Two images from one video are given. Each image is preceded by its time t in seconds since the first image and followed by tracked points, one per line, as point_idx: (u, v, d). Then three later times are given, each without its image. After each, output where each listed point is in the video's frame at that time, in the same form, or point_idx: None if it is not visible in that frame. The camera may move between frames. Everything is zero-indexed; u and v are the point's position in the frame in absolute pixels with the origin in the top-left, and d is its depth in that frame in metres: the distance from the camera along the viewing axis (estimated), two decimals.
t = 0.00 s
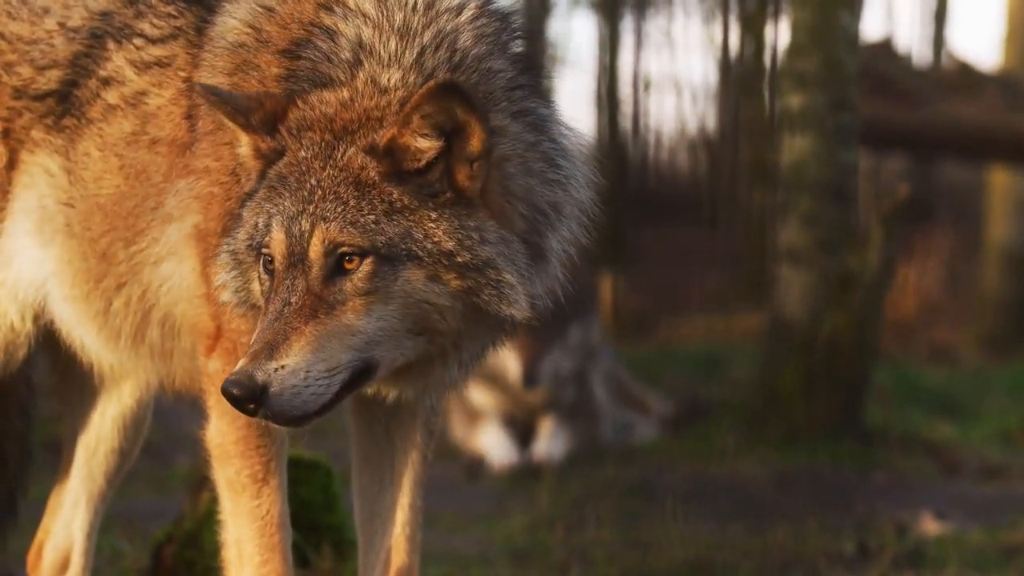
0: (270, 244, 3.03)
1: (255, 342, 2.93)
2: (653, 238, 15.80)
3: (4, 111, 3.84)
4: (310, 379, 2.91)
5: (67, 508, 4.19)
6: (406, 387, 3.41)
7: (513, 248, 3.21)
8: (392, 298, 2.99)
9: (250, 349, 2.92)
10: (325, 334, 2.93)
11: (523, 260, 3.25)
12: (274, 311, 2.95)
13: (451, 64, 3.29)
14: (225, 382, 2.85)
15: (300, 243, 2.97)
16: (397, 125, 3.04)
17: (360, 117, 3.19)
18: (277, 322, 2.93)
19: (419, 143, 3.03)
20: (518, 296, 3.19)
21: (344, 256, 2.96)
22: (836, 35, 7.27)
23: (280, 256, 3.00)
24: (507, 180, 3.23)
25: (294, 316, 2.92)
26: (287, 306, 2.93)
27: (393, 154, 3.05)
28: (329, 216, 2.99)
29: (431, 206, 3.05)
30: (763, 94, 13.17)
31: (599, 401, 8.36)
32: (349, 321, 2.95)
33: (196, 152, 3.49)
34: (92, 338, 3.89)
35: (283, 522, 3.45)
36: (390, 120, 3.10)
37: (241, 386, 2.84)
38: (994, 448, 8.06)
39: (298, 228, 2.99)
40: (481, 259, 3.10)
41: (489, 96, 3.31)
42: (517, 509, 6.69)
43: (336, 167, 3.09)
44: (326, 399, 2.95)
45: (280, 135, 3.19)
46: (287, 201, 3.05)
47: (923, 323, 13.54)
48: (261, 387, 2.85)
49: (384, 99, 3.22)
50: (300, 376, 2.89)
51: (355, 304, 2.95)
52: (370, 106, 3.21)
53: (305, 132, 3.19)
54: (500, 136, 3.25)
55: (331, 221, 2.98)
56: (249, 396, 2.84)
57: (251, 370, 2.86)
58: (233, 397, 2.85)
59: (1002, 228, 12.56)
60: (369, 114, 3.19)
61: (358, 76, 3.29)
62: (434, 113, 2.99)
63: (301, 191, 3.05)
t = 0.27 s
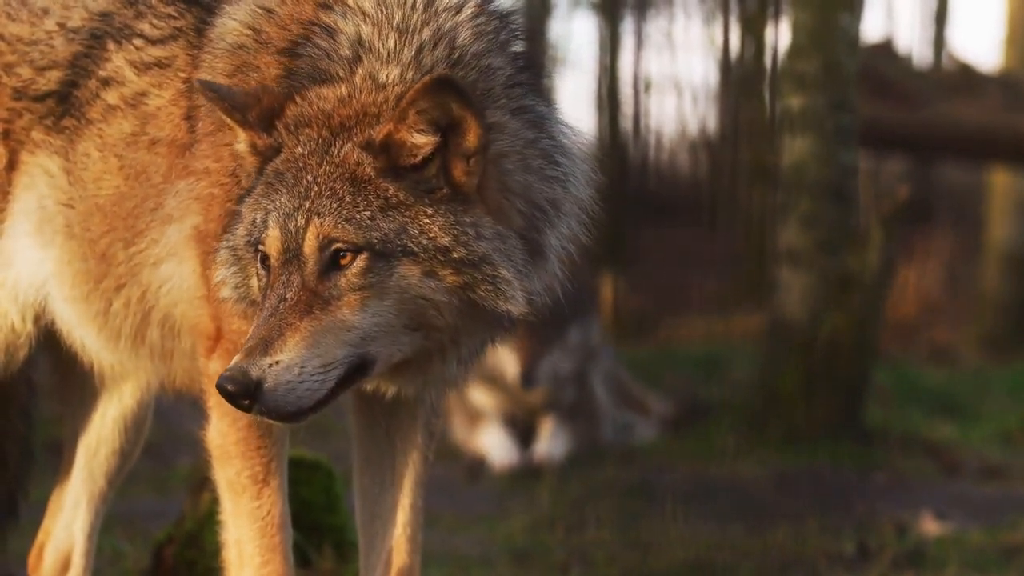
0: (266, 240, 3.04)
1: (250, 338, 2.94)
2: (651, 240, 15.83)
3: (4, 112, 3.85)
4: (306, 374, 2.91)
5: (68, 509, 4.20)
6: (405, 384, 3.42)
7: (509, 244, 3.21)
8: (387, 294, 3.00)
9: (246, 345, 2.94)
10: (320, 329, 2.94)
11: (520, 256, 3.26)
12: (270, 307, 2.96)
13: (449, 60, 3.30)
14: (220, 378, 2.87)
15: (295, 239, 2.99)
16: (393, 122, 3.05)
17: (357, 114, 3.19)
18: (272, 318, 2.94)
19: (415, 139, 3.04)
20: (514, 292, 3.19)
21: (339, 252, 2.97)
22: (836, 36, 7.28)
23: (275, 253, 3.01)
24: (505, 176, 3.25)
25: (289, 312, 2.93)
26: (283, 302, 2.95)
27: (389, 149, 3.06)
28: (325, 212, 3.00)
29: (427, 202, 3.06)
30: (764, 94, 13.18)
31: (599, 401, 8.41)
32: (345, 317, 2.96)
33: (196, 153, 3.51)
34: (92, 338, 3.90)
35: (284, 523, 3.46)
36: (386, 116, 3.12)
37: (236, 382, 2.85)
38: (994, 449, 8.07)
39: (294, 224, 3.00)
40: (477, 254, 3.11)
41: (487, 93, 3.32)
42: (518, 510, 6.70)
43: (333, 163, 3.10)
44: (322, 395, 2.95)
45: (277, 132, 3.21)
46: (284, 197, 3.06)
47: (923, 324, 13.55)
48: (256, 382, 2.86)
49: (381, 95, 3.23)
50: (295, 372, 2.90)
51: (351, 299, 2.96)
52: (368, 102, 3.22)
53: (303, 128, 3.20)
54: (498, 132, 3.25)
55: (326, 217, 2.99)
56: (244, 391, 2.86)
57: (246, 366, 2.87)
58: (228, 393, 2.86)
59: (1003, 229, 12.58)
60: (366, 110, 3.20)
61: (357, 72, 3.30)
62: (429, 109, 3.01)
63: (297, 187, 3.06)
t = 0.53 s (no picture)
0: (260, 234, 3.05)
1: (243, 331, 2.96)
2: (657, 238, 15.00)
3: (4, 110, 3.85)
4: (297, 367, 2.93)
5: (69, 507, 4.20)
6: (401, 376, 3.42)
7: (504, 237, 3.21)
8: (379, 286, 3.00)
9: (238, 338, 2.96)
10: (312, 322, 2.95)
11: (515, 249, 3.25)
12: (263, 300, 2.98)
13: (446, 53, 3.28)
14: (212, 371, 2.89)
15: (288, 232, 2.99)
16: (386, 113, 3.02)
17: (352, 106, 3.17)
18: (265, 312, 2.95)
19: (407, 131, 3.02)
20: (509, 284, 3.18)
21: (331, 245, 2.97)
22: (837, 34, 7.28)
23: (269, 246, 3.02)
24: (502, 169, 3.25)
25: (281, 306, 2.95)
26: (276, 296, 2.97)
27: (382, 142, 3.04)
28: (317, 205, 2.99)
29: (420, 194, 3.06)
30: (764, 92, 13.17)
31: (600, 400, 8.54)
32: (337, 310, 2.97)
33: (196, 151, 3.49)
34: (92, 335, 3.90)
35: (284, 520, 3.45)
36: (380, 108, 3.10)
37: (227, 376, 2.88)
38: (997, 447, 8.06)
39: (287, 217, 3.00)
40: (471, 247, 3.11)
41: (484, 85, 3.32)
42: (519, 508, 6.69)
43: (327, 156, 3.09)
44: (313, 387, 2.98)
45: (273, 126, 3.18)
46: (279, 190, 3.06)
47: (925, 323, 13.54)
48: (247, 376, 2.88)
49: (377, 87, 3.20)
50: (286, 365, 2.91)
51: (343, 292, 2.97)
52: (363, 95, 3.19)
53: (299, 121, 3.18)
54: (495, 125, 3.26)
55: (318, 209, 2.98)
56: (235, 385, 2.88)
57: (237, 359, 2.89)
58: (220, 387, 2.87)
59: (1004, 227, 12.57)
60: (362, 102, 3.17)
61: (355, 66, 3.28)
62: (422, 101, 2.99)
63: (292, 180, 3.06)
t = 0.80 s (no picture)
0: (253, 229, 3.07)
1: (234, 326, 2.98)
2: (657, 238, 15.48)
3: (5, 110, 3.86)
4: (285, 363, 2.94)
5: (70, 507, 4.21)
6: (399, 371, 3.42)
7: (495, 232, 3.20)
8: (369, 281, 3.00)
9: (229, 333, 2.98)
10: (300, 318, 2.96)
11: (507, 243, 3.24)
12: (254, 296, 3.00)
13: (442, 47, 3.29)
14: (201, 368, 2.91)
15: (278, 227, 3.01)
16: (375, 108, 3.03)
17: (345, 100, 3.16)
18: (255, 308, 2.97)
19: (397, 125, 3.01)
20: (500, 278, 3.17)
21: (320, 239, 2.98)
22: (837, 34, 7.28)
23: (260, 242, 3.04)
24: (497, 163, 3.24)
25: (271, 301, 2.96)
26: (265, 292, 2.98)
27: (372, 136, 3.03)
28: (307, 200, 3.00)
29: (410, 188, 3.05)
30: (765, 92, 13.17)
31: (600, 400, 8.57)
32: (326, 305, 2.98)
33: (197, 152, 3.49)
34: (93, 336, 3.91)
35: (285, 521, 3.45)
36: (370, 102, 3.09)
37: (215, 372, 2.90)
38: (997, 447, 8.07)
39: (278, 213, 3.02)
40: (461, 241, 3.09)
41: (482, 79, 3.31)
42: (519, 508, 6.69)
43: (318, 151, 3.09)
44: (303, 383, 2.99)
45: (267, 120, 3.20)
46: (271, 184, 3.08)
47: (925, 323, 13.54)
48: (235, 372, 2.90)
49: (372, 80, 3.20)
50: (274, 361, 2.93)
51: (333, 288, 2.97)
52: (356, 88, 3.19)
53: (294, 115, 3.19)
54: (490, 119, 3.25)
55: (308, 205, 2.99)
56: (224, 381, 2.90)
57: (225, 356, 2.91)
58: (209, 383, 2.90)
59: (1005, 227, 12.57)
60: (355, 96, 3.16)
61: (352, 60, 3.28)
62: (411, 96, 2.98)
63: (284, 175, 3.07)
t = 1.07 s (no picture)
0: (243, 225, 3.09)
1: (222, 322, 3.00)
2: (657, 238, 15.77)
3: (5, 111, 3.85)
4: (273, 359, 2.95)
5: (69, 508, 4.20)
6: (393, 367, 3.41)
7: (486, 228, 3.18)
8: (357, 276, 3.00)
9: (218, 329, 3.00)
10: (288, 314, 2.97)
11: (498, 239, 3.22)
12: (243, 292, 3.02)
13: (437, 43, 3.29)
14: (190, 364, 2.94)
15: (266, 223, 3.03)
16: (364, 104, 3.05)
17: (337, 96, 3.16)
18: (244, 304, 2.99)
19: (385, 120, 3.03)
20: (489, 273, 3.14)
21: (309, 235, 2.99)
22: (837, 35, 7.28)
23: (250, 238, 3.06)
24: (490, 159, 3.23)
25: (259, 297, 2.98)
26: (254, 287, 3.00)
27: (361, 131, 3.05)
28: (296, 196, 3.02)
29: (398, 184, 3.05)
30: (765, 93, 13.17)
31: (600, 401, 8.60)
32: (315, 301, 2.99)
33: (198, 153, 3.49)
34: (93, 337, 3.90)
35: (286, 522, 3.45)
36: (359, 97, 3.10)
37: (204, 368, 2.92)
38: (997, 448, 8.07)
39: (267, 208, 3.03)
40: (450, 236, 3.08)
41: (477, 75, 3.30)
42: (519, 509, 6.70)
43: (308, 147, 3.09)
44: (291, 378, 3.00)
45: (259, 115, 3.19)
46: (261, 179, 3.09)
47: (925, 324, 13.56)
48: (222, 368, 2.92)
49: (364, 75, 3.20)
50: (262, 357, 2.94)
51: (321, 284, 2.98)
52: (347, 84, 3.19)
53: (285, 110, 3.19)
54: (484, 115, 3.24)
55: (296, 201, 3.01)
56: (212, 377, 2.92)
57: (213, 352, 2.93)
58: (197, 379, 2.93)
59: (1005, 228, 12.58)
60: (347, 91, 3.16)
61: (349, 56, 3.28)
62: (399, 91, 2.99)
63: (274, 170, 3.08)
